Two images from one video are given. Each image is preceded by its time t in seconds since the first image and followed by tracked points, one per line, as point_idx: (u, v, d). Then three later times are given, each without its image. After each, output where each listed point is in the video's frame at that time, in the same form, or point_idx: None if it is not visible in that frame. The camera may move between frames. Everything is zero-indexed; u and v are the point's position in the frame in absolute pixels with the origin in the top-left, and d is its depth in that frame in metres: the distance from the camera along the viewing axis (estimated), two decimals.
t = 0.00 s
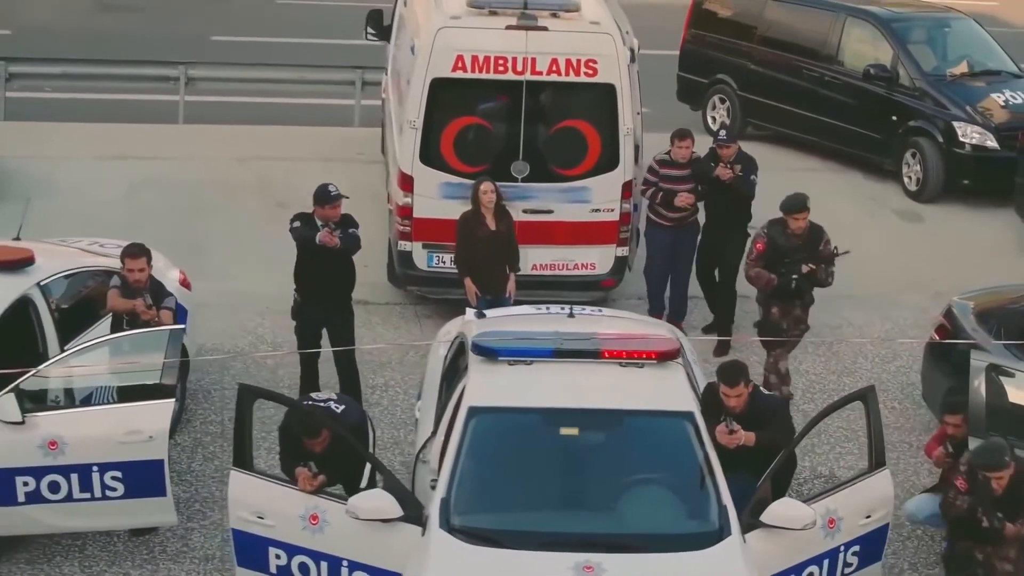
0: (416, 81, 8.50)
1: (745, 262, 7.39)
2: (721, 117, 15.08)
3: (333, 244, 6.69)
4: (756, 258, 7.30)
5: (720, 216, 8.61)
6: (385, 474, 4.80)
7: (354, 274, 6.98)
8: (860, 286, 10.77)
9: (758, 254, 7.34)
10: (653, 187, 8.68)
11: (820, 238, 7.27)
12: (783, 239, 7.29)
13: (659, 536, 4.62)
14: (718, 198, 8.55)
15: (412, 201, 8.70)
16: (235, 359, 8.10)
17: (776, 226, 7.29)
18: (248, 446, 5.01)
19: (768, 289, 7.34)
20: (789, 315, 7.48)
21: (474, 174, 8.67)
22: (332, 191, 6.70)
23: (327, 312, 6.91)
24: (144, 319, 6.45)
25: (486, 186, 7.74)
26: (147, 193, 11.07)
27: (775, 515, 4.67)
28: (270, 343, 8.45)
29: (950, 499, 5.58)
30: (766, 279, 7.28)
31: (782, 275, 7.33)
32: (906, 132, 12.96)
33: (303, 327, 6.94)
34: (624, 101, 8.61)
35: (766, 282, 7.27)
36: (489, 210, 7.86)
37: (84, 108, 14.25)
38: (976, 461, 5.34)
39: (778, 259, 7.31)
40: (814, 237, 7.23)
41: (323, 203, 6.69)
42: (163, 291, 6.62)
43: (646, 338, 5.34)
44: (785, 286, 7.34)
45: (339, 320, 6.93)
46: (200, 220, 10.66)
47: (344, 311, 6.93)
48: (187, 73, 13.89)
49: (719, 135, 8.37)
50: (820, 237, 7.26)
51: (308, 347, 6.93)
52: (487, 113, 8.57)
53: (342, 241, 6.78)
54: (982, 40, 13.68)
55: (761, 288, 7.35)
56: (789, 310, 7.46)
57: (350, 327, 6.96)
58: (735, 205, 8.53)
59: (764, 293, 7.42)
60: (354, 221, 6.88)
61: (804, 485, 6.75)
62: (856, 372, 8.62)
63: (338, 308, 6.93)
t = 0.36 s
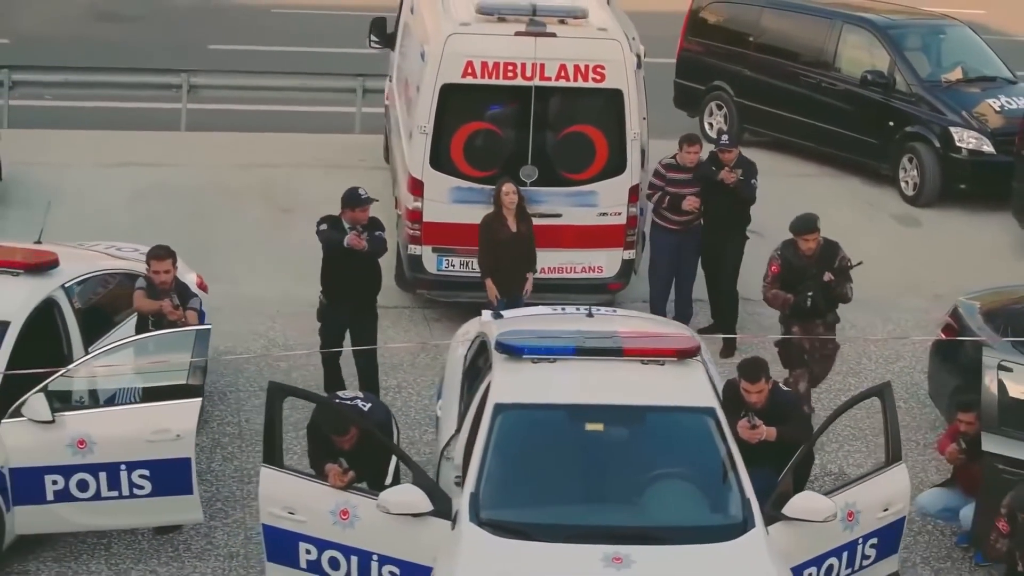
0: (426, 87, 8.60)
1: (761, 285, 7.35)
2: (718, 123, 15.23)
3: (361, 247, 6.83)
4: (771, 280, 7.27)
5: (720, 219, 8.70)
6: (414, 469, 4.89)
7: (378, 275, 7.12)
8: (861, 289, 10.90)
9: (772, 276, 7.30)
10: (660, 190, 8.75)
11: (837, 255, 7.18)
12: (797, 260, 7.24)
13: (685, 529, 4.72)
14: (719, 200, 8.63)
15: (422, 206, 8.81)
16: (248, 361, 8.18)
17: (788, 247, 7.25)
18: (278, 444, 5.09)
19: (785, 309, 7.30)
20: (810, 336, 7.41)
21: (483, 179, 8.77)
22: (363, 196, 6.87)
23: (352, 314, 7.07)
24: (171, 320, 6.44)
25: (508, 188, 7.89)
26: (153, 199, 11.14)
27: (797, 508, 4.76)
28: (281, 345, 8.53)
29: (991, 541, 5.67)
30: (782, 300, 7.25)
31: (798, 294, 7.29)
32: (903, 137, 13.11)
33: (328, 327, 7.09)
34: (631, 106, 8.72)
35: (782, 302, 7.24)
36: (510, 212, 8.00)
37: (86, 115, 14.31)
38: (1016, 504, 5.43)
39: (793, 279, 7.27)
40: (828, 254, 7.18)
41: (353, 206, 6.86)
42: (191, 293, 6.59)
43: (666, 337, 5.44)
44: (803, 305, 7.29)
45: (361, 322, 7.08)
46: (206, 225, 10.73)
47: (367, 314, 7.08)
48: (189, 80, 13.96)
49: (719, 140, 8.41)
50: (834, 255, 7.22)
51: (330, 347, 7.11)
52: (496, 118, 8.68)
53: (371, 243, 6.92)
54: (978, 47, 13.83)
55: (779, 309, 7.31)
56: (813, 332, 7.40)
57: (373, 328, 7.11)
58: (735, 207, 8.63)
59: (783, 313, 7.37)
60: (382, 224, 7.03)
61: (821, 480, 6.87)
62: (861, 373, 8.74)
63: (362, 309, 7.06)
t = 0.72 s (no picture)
0: (431, 92, 8.70)
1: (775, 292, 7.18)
2: (711, 129, 15.36)
3: (371, 247, 6.95)
4: (785, 290, 7.07)
5: (721, 221, 8.77)
6: (439, 465, 4.96)
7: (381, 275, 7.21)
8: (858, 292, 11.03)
9: (788, 286, 7.11)
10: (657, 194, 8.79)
11: (857, 289, 6.99)
12: (815, 280, 7.04)
13: (706, 522, 4.81)
14: (721, 204, 8.72)
15: (427, 210, 8.91)
16: (257, 364, 8.24)
17: (807, 267, 7.04)
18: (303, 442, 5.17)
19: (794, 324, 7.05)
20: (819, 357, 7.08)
21: (488, 183, 8.87)
22: (367, 198, 7.00)
23: (357, 315, 7.14)
24: (193, 320, 6.58)
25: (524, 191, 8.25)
26: (156, 205, 11.19)
27: (815, 502, 4.85)
28: (289, 349, 8.59)
29: None
30: (793, 313, 7.01)
31: (811, 313, 7.04)
32: (895, 142, 13.26)
33: (336, 327, 7.15)
34: (634, 111, 8.83)
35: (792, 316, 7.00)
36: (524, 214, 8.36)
37: (83, 124, 14.34)
38: None
39: (808, 299, 7.06)
40: (846, 284, 6.98)
41: (356, 207, 6.97)
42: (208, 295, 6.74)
43: (682, 336, 5.54)
44: (812, 326, 7.03)
45: (370, 323, 7.16)
46: (208, 231, 10.78)
47: (375, 315, 7.15)
48: (187, 88, 14.01)
49: (724, 146, 8.50)
50: (852, 286, 7.01)
51: (342, 348, 7.18)
52: (501, 123, 8.78)
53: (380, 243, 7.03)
54: (968, 53, 14.00)
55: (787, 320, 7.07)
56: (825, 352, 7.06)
57: (380, 329, 7.19)
58: (738, 212, 8.72)
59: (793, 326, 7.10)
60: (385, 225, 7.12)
61: (865, 410, 7.07)
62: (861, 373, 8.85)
63: (370, 309, 7.15)
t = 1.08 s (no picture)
0: (430, 98, 8.77)
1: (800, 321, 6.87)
2: (698, 135, 15.49)
3: (377, 246, 6.98)
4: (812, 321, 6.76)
5: (719, 228, 8.88)
6: (456, 463, 5.03)
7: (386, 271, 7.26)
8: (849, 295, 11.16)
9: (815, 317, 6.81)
10: (656, 199, 8.92)
11: (887, 327, 6.67)
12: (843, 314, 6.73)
13: (720, 518, 4.90)
14: (720, 211, 8.85)
15: (426, 215, 8.98)
16: (260, 369, 8.28)
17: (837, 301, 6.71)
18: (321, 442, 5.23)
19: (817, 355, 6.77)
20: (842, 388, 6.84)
21: (486, 189, 8.96)
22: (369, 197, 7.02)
23: (363, 315, 7.21)
24: (207, 324, 6.60)
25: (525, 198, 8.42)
26: (152, 212, 11.21)
27: (827, 498, 4.94)
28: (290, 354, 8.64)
29: None
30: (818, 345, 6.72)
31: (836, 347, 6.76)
32: (882, 147, 13.41)
33: (345, 325, 7.22)
34: (631, 117, 8.93)
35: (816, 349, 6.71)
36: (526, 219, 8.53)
37: (74, 133, 14.33)
38: None
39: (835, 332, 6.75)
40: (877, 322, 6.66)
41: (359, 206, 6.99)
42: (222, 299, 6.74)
43: (691, 336, 5.63)
44: (837, 358, 6.76)
45: (378, 321, 7.24)
46: (205, 238, 10.81)
47: (386, 313, 7.24)
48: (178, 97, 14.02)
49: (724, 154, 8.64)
50: (882, 323, 6.70)
51: (350, 348, 7.25)
52: (499, 129, 8.86)
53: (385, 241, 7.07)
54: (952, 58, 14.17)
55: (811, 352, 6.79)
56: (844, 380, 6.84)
57: (390, 329, 7.28)
58: (738, 220, 8.83)
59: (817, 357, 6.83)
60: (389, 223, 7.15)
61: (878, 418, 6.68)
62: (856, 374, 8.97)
63: (379, 309, 7.21)
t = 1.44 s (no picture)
0: (427, 104, 8.85)
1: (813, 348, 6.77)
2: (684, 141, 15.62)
3: (396, 251, 7.10)
4: (825, 343, 6.68)
5: (713, 230, 9.01)
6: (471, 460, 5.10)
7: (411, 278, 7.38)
8: (838, 298, 11.31)
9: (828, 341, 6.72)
10: (651, 203, 8.98)
11: (902, 351, 6.59)
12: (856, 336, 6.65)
13: (732, 513, 4.99)
14: (714, 214, 8.97)
15: (424, 219, 9.06)
16: (262, 372, 8.33)
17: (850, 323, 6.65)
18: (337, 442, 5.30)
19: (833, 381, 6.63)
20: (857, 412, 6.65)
21: (483, 194, 9.05)
22: (387, 202, 7.15)
23: (385, 314, 7.32)
24: (220, 325, 6.63)
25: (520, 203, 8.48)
26: (146, 218, 11.23)
27: (836, 493, 5.05)
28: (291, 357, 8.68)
29: None
30: (833, 369, 6.60)
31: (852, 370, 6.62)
32: (866, 152, 13.58)
33: (362, 326, 7.34)
34: (626, 122, 9.03)
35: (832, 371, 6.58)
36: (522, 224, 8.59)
37: (62, 140, 14.29)
38: None
39: (850, 354, 6.64)
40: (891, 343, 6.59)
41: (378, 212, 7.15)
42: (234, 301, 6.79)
43: (697, 335, 5.73)
44: (853, 383, 6.61)
45: (396, 323, 7.34)
46: (199, 243, 10.83)
47: (403, 314, 7.34)
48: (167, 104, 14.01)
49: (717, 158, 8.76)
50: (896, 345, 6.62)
51: (365, 348, 7.35)
52: (496, 134, 8.94)
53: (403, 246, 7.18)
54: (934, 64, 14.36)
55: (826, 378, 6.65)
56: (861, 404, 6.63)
57: (407, 330, 7.36)
58: (731, 221, 8.97)
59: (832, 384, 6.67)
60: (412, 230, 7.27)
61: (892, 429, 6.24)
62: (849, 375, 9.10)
63: (396, 310, 7.32)
